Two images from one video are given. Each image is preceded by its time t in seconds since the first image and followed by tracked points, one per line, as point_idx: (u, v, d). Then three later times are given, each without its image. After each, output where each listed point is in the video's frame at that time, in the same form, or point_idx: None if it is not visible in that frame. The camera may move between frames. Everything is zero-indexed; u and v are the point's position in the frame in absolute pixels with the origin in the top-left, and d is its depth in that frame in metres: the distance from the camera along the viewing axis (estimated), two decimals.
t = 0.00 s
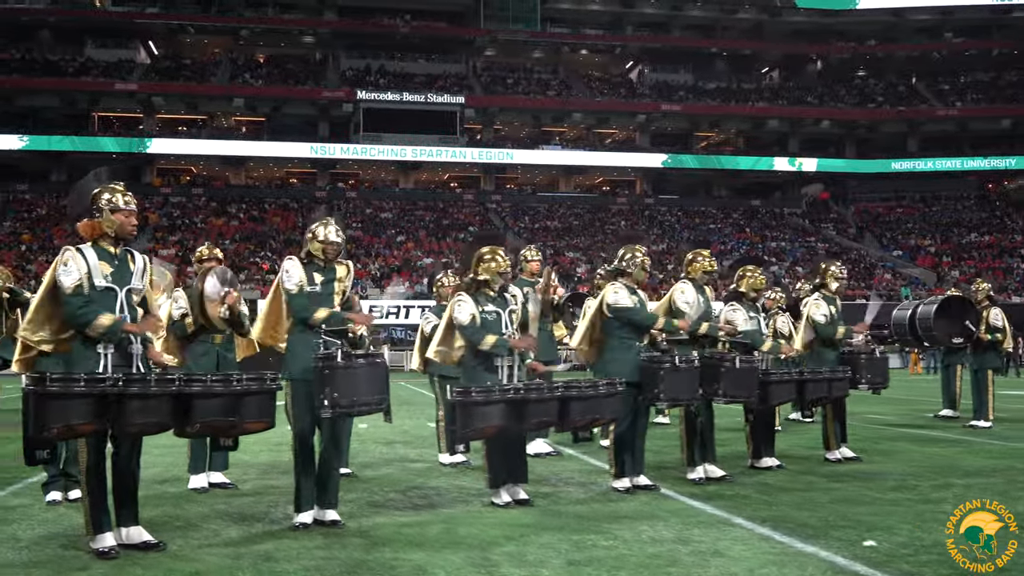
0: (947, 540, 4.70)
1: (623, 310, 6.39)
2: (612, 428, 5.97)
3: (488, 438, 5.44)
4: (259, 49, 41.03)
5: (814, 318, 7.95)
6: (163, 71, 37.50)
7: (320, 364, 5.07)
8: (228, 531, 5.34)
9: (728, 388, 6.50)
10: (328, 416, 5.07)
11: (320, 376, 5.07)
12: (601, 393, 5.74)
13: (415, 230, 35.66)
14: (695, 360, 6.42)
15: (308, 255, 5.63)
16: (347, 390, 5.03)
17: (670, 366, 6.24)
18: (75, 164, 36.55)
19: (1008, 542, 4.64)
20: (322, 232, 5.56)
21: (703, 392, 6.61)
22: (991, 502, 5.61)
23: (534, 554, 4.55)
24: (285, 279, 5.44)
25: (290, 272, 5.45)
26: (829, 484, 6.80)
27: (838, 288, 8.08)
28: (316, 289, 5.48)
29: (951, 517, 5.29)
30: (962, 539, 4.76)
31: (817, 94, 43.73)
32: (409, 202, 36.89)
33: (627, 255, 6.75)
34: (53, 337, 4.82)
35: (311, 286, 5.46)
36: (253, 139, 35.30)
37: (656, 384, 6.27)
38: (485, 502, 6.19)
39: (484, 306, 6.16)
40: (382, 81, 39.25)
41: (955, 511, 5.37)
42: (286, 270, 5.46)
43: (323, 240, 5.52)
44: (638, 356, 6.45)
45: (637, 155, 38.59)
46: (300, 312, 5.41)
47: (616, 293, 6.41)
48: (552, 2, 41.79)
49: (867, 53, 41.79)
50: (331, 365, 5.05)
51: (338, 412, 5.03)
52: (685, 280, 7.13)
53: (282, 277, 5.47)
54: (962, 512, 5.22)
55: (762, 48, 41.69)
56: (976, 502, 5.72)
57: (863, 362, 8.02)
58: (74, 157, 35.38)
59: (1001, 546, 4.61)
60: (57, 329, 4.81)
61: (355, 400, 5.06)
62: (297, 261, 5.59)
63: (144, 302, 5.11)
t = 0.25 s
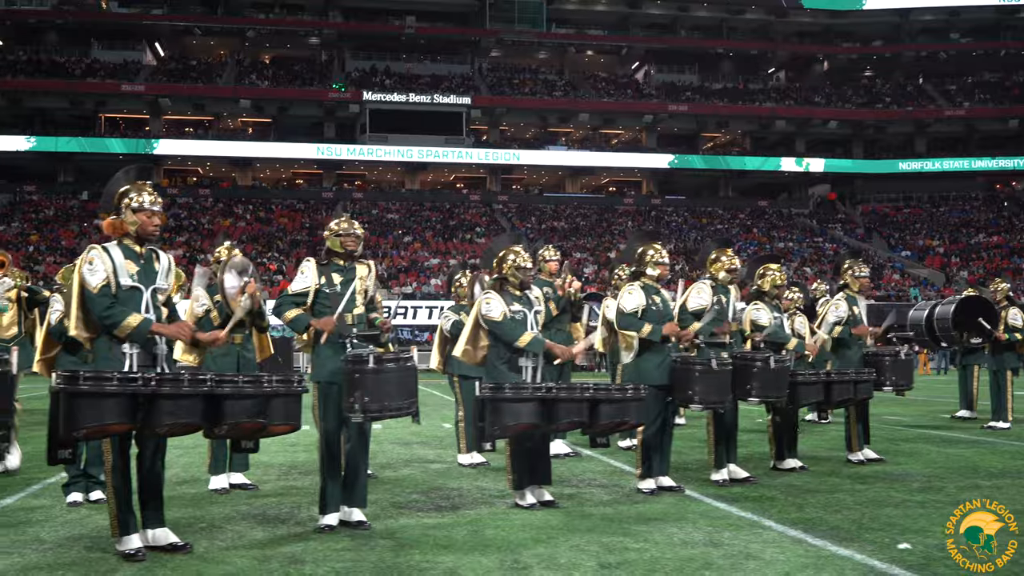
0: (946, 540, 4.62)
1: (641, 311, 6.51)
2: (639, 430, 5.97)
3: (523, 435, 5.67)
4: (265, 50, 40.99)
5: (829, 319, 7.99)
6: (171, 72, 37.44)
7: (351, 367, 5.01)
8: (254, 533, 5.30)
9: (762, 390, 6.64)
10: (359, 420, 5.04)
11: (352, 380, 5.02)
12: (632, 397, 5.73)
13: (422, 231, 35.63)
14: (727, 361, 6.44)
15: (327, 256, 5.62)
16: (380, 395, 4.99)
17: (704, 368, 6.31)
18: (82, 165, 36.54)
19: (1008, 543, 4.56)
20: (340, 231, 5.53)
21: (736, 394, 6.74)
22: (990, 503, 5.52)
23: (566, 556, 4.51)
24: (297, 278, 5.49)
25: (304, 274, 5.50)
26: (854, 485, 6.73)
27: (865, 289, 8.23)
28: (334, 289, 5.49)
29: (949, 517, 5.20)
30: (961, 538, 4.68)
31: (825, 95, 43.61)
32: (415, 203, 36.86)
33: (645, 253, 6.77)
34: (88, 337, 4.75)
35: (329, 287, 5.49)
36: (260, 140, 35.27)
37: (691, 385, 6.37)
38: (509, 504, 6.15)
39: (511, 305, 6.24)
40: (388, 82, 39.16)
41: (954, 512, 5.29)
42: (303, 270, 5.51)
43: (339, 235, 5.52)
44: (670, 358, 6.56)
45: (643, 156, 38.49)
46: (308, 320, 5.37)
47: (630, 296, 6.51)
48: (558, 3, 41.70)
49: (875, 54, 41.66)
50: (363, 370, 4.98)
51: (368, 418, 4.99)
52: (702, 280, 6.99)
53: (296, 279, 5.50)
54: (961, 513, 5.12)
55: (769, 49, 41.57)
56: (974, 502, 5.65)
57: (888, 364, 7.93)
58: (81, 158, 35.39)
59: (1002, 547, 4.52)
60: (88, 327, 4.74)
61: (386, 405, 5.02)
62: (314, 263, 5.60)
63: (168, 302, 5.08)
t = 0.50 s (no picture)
0: (945, 541, 4.58)
1: (659, 311, 6.55)
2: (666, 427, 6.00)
3: (554, 434, 5.72)
4: (276, 49, 41.03)
5: (850, 313, 7.94)
6: (182, 71, 37.47)
7: (380, 363, 5.04)
8: (280, 532, 5.29)
9: (794, 383, 6.71)
10: (389, 413, 5.03)
11: (380, 372, 5.04)
12: (661, 393, 5.82)
13: (432, 229, 35.66)
14: (753, 359, 6.43)
15: (352, 258, 5.58)
16: (409, 385, 4.99)
17: (732, 365, 6.30)
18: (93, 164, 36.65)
19: (1010, 543, 4.51)
20: (364, 234, 5.45)
21: (767, 389, 6.78)
22: (992, 502, 5.44)
23: (596, 555, 4.49)
24: (322, 279, 5.44)
25: (330, 275, 5.44)
26: (880, 484, 6.67)
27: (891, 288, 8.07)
28: (359, 290, 5.44)
29: (950, 519, 5.13)
30: (961, 539, 4.63)
31: (836, 93, 43.42)
32: (426, 202, 36.87)
33: (667, 252, 6.74)
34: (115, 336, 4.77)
35: (354, 288, 5.42)
36: (271, 139, 35.29)
37: (722, 383, 6.34)
38: (534, 503, 6.13)
39: (536, 304, 6.24)
40: (399, 81, 39.12)
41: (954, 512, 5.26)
42: (328, 272, 5.45)
43: (364, 239, 5.42)
44: (697, 357, 6.52)
45: (654, 154, 38.38)
46: (325, 324, 5.25)
47: (650, 295, 6.54)
48: (568, 1, 41.61)
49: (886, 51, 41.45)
50: (391, 361, 5.02)
51: (399, 410, 4.99)
52: (726, 278, 6.97)
53: (320, 280, 5.45)
54: (961, 513, 5.06)
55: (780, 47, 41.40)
56: (975, 502, 5.61)
57: (912, 362, 7.85)
58: (93, 157, 35.49)
59: (1003, 547, 4.48)
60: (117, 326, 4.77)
61: (416, 395, 5.00)
62: (338, 265, 5.54)
63: (196, 300, 5.06)
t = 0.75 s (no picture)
0: (946, 541, 4.54)
1: (675, 311, 6.52)
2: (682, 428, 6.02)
3: (571, 436, 5.70)
4: (278, 51, 40.99)
5: (864, 312, 7.97)
6: (184, 73, 37.43)
7: (398, 363, 5.02)
8: (297, 534, 5.28)
9: (809, 385, 6.67)
10: (408, 415, 5.03)
11: (399, 373, 5.04)
12: (677, 394, 5.81)
13: (434, 231, 35.66)
14: (767, 360, 6.40)
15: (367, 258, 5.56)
16: (427, 386, 4.98)
17: (747, 366, 6.28)
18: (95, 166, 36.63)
19: (1009, 544, 4.47)
20: (381, 235, 5.44)
21: (782, 390, 6.75)
22: (992, 502, 5.41)
23: (617, 557, 4.48)
24: (338, 279, 5.42)
25: (346, 275, 5.43)
26: (894, 484, 6.64)
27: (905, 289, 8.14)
28: (376, 291, 5.43)
29: (948, 521, 5.09)
30: (959, 540, 4.60)
31: (838, 95, 43.40)
32: (428, 204, 36.88)
33: (683, 252, 6.70)
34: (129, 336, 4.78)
35: (371, 289, 5.41)
36: (273, 141, 35.28)
37: (735, 384, 6.33)
38: (549, 504, 6.11)
39: (552, 304, 6.22)
40: (401, 82, 39.15)
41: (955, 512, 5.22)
42: (344, 272, 5.44)
43: (380, 240, 5.43)
44: (712, 358, 6.50)
45: (656, 156, 38.36)
46: (341, 325, 5.22)
47: (665, 296, 6.53)
48: (570, 3, 41.56)
49: (888, 53, 41.44)
50: (409, 362, 5.00)
51: (417, 412, 4.98)
52: (741, 279, 6.97)
53: (337, 280, 5.43)
54: (961, 514, 5.02)
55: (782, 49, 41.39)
56: (975, 503, 5.57)
57: (925, 363, 7.85)
58: (95, 159, 35.46)
59: (1002, 547, 4.44)
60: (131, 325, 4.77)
61: (434, 396, 4.98)
62: (354, 264, 5.52)
63: (212, 301, 5.05)
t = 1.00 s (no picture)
0: (945, 541, 4.57)
1: (655, 315, 6.56)
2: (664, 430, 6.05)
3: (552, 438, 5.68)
4: (247, 52, 40.62)
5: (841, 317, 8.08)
6: (152, 73, 36.90)
7: (381, 365, 4.98)
8: (276, 539, 5.21)
9: (786, 386, 6.66)
10: (388, 420, 4.99)
11: (381, 377, 4.98)
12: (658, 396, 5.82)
13: (404, 234, 35.51)
14: (747, 362, 6.42)
15: (352, 257, 5.50)
16: (409, 393, 4.95)
17: (726, 368, 6.29)
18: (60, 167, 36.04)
19: (1008, 543, 4.50)
20: (367, 234, 5.40)
21: (759, 392, 6.75)
22: (992, 502, 5.43)
23: (601, 560, 4.47)
24: (323, 281, 5.35)
25: (330, 276, 5.36)
26: (872, 485, 6.70)
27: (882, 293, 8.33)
28: (360, 291, 5.37)
29: (950, 519, 5.12)
30: (960, 540, 4.62)
31: (806, 98, 43.86)
32: (398, 206, 36.72)
33: (665, 255, 6.72)
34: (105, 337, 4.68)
35: (356, 289, 5.35)
36: (242, 142, 34.93)
37: (713, 386, 6.34)
38: (530, 507, 6.08)
39: (534, 306, 6.22)
40: (371, 84, 39.01)
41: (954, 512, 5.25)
42: (328, 272, 5.37)
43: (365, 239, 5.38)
44: (691, 360, 6.52)
45: (627, 159, 38.50)
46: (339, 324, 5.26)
47: (647, 299, 6.55)
48: (541, 5, 41.60)
49: (855, 57, 41.94)
50: (392, 367, 4.96)
51: (398, 417, 4.94)
52: (721, 282, 7.02)
53: (322, 280, 5.36)
54: (961, 513, 5.05)
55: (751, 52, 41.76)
56: (975, 502, 5.60)
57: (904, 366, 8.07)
58: (60, 160, 34.89)
59: (1002, 547, 4.47)
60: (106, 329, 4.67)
61: (415, 404, 4.97)
62: (339, 264, 5.46)
63: (193, 302, 4.97)
